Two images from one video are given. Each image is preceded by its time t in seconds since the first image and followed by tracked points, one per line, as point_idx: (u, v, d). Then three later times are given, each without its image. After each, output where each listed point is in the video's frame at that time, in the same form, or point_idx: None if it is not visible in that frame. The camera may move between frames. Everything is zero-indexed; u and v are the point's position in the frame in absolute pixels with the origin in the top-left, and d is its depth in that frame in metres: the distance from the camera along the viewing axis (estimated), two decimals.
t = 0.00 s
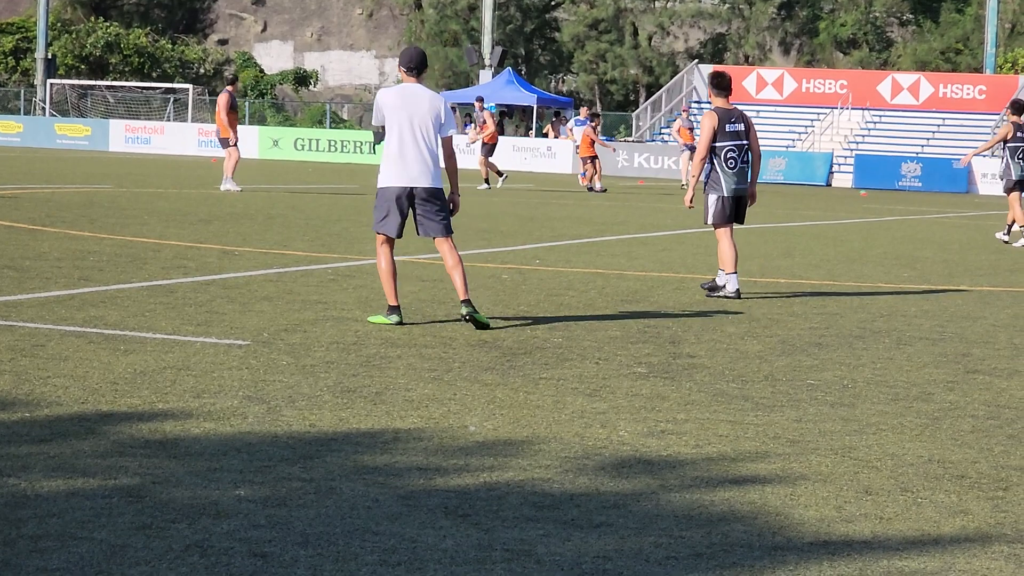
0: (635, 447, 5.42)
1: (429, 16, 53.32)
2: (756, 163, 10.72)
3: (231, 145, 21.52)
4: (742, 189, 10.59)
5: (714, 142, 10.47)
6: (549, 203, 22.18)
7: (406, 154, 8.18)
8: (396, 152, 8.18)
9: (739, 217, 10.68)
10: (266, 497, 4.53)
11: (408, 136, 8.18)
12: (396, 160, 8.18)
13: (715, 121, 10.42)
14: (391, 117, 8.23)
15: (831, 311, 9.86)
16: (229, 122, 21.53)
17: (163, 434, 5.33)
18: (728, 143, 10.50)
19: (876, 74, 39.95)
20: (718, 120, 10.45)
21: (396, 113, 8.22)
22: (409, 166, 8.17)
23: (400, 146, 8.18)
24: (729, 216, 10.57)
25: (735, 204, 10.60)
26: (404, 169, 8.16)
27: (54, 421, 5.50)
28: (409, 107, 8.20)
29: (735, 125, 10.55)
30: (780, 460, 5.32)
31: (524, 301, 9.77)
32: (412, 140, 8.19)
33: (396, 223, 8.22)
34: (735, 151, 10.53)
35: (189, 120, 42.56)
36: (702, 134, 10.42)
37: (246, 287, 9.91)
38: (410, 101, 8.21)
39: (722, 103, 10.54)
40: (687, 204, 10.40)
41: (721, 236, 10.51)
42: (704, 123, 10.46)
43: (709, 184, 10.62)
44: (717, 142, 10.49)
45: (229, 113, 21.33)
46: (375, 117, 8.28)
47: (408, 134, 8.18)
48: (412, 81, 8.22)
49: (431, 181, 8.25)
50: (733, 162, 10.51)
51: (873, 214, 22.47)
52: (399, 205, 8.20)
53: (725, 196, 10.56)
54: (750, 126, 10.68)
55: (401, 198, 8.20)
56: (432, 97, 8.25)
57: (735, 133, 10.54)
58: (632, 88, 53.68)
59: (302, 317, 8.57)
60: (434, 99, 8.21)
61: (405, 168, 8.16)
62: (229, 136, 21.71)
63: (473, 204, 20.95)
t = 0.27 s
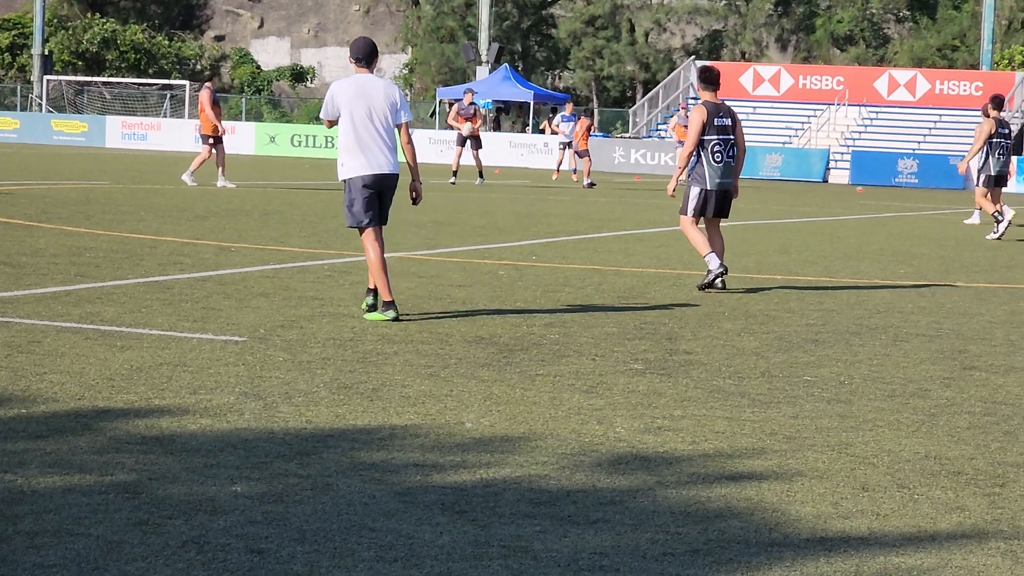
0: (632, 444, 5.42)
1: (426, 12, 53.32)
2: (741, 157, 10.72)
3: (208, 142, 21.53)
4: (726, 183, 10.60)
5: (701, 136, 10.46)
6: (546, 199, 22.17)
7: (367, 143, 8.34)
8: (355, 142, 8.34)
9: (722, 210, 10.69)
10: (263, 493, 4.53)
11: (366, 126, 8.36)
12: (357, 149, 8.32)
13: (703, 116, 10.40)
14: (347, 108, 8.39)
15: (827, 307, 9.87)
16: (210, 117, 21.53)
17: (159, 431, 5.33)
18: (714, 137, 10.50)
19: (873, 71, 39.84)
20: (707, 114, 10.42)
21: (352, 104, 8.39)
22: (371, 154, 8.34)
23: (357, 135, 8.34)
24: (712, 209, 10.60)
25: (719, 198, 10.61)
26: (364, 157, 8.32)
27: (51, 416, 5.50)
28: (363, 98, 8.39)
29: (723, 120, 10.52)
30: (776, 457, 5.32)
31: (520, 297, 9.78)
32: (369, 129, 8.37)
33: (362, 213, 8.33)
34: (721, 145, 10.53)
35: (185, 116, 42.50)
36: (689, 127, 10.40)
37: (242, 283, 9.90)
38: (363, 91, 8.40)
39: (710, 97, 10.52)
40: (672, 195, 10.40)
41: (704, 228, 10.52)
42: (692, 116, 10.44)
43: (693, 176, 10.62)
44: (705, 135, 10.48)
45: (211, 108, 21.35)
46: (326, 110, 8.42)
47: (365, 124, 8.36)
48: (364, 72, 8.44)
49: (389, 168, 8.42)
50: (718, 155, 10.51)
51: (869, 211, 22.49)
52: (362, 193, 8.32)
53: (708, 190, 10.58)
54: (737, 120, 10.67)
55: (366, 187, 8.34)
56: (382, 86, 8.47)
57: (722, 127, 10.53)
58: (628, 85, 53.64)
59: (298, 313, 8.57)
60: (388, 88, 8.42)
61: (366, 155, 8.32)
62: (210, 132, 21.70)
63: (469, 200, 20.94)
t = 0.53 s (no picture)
0: (630, 443, 5.42)
1: (424, 11, 53.34)
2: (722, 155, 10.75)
3: (192, 137, 21.49)
4: (711, 182, 10.61)
5: (689, 135, 10.44)
6: (544, 198, 22.16)
7: (322, 147, 8.44)
8: (312, 144, 8.43)
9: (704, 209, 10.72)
10: (261, 492, 4.53)
11: (322, 129, 8.47)
12: (313, 152, 8.42)
13: (690, 115, 10.38)
14: (303, 110, 8.48)
15: (826, 306, 9.87)
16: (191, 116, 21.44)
17: (157, 430, 5.32)
18: (701, 136, 10.49)
19: (870, 70, 39.90)
20: (694, 114, 10.41)
21: (308, 107, 8.48)
22: (326, 157, 8.43)
23: (313, 137, 8.44)
24: (695, 206, 10.61)
25: (704, 196, 10.62)
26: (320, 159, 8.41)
27: (49, 416, 5.49)
28: (319, 101, 8.48)
29: (709, 119, 10.53)
30: (775, 455, 5.32)
31: (518, 296, 9.78)
32: (325, 132, 8.48)
33: (318, 214, 8.43)
34: (706, 144, 10.53)
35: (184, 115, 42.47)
36: (677, 127, 10.36)
37: (240, 283, 9.89)
38: (319, 95, 8.50)
39: (694, 95, 10.49)
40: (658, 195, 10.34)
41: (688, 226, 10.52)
42: (679, 116, 10.40)
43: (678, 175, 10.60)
44: (692, 135, 10.45)
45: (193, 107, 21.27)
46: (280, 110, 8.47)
47: (322, 127, 8.47)
48: (319, 75, 8.53)
49: (343, 172, 8.54)
50: (703, 155, 10.52)
51: (868, 209, 22.51)
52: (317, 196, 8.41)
53: (693, 188, 10.58)
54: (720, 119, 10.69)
55: (321, 189, 8.44)
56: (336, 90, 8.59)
57: (709, 126, 10.52)
58: (627, 83, 53.64)
59: (296, 311, 8.57)
60: (343, 94, 8.55)
61: (323, 158, 8.42)
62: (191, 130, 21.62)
63: (467, 199, 20.93)
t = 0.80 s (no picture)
0: (631, 444, 5.42)
1: (424, 12, 53.31)
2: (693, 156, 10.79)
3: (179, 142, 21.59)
4: (684, 183, 10.63)
5: (663, 138, 10.45)
6: (544, 199, 22.15)
7: (279, 138, 8.61)
8: (270, 135, 8.58)
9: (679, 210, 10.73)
10: (261, 493, 4.53)
11: (280, 120, 8.61)
12: (271, 143, 8.58)
13: (666, 118, 10.38)
14: (262, 101, 8.56)
15: (826, 307, 9.86)
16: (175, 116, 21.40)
17: (157, 431, 5.33)
18: (675, 138, 10.51)
19: (870, 71, 39.94)
20: (667, 116, 10.42)
21: (267, 98, 8.58)
22: (284, 148, 8.61)
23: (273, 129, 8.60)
24: (671, 209, 10.62)
25: (678, 198, 10.64)
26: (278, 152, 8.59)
27: (50, 417, 5.49)
28: (277, 92, 8.61)
29: (681, 120, 10.56)
30: (775, 456, 5.32)
31: (518, 296, 9.78)
32: (281, 124, 8.63)
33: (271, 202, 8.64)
34: (679, 146, 10.56)
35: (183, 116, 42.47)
36: (651, 130, 10.36)
37: (240, 284, 9.88)
38: (276, 86, 8.63)
39: (665, 97, 10.49)
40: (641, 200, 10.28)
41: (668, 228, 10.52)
42: (652, 119, 10.40)
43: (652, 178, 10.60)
44: (665, 137, 10.47)
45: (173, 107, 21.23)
46: (239, 99, 8.53)
47: (280, 119, 8.61)
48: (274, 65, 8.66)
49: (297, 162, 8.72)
50: (677, 156, 10.54)
51: (868, 210, 22.50)
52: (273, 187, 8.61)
53: (668, 191, 10.59)
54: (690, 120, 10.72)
55: (279, 180, 8.61)
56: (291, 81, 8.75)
57: (681, 128, 10.55)
58: (627, 84, 53.64)
59: (296, 312, 8.56)
60: (297, 84, 8.71)
61: (281, 149, 8.60)
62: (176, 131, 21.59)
63: (467, 200, 20.92)
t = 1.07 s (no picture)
0: (631, 445, 5.42)
1: (425, 14, 53.28)
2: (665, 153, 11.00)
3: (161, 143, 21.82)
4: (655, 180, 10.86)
5: (631, 136, 10.68)
6: (544, 201, 22.13)
7: (221, 143, 8.76)
8: (212, 141, 8.73)
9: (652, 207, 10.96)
10: (262, 495, 4.53)
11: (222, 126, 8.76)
12: (213, 149, 8.73)
13: (633, 116, 10.62)
14: (204, 106, 8.68)
15: (827, 308, 9.86)
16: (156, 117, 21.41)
17: (158, 433, 5.33)
18: (644, 137, 10.74)
19: (871, 73, 39.87)
20: (635, 115, 10.65)
21: (210, 103, 8.70)
22: (225, 154, 8.77)
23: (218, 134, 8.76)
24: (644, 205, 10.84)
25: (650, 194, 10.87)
26: (221, 157, 8.75)
27: (50, 420, 5.49)
28: (219, 98, 8.75)
29: (649, 118, 10.80)
30: (776, 457, 5.32)
31: (519, 298, 9.79)
32: (222, 130, 8.77)
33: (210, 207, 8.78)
34: (650, 144, 10.78)
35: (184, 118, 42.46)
36: (619, 129, 10.60)
37: (241, 286, 9.88)
38: (219, 92, 8.75)
39: (634, 97, 10.72)
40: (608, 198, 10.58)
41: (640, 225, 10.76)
42: (620, 118, 10.64)
43: (624, 176, 10.85)
44: (634, 136, 10.70)
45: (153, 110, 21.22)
46: (184, 103, 8.62)
47: (221, 124, 8.76)
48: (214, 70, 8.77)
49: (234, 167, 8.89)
50: (647, 154, 10.76)
51: (869, 212, 22.50)
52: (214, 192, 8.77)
53: (640, 188, 10.83)
54: (661, 118, 10.94)
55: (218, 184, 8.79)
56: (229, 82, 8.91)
57: (650, 126, 10.78)
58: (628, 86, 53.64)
59: (298, 315, 8.56)
60: (237, 89, 8.86)
61: (221, 155, 8.75)
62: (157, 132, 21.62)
63: (467, 202, 20.92)
